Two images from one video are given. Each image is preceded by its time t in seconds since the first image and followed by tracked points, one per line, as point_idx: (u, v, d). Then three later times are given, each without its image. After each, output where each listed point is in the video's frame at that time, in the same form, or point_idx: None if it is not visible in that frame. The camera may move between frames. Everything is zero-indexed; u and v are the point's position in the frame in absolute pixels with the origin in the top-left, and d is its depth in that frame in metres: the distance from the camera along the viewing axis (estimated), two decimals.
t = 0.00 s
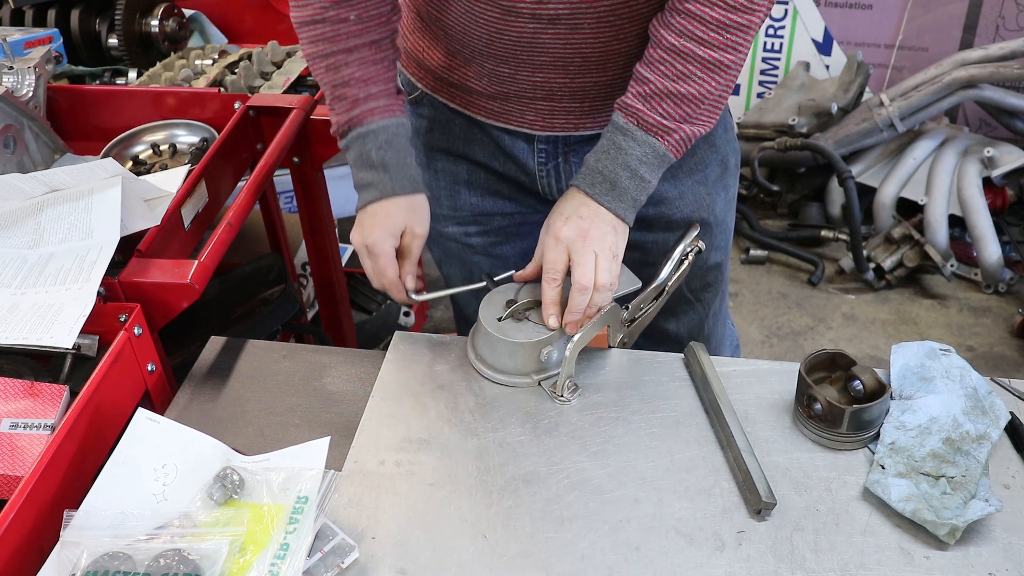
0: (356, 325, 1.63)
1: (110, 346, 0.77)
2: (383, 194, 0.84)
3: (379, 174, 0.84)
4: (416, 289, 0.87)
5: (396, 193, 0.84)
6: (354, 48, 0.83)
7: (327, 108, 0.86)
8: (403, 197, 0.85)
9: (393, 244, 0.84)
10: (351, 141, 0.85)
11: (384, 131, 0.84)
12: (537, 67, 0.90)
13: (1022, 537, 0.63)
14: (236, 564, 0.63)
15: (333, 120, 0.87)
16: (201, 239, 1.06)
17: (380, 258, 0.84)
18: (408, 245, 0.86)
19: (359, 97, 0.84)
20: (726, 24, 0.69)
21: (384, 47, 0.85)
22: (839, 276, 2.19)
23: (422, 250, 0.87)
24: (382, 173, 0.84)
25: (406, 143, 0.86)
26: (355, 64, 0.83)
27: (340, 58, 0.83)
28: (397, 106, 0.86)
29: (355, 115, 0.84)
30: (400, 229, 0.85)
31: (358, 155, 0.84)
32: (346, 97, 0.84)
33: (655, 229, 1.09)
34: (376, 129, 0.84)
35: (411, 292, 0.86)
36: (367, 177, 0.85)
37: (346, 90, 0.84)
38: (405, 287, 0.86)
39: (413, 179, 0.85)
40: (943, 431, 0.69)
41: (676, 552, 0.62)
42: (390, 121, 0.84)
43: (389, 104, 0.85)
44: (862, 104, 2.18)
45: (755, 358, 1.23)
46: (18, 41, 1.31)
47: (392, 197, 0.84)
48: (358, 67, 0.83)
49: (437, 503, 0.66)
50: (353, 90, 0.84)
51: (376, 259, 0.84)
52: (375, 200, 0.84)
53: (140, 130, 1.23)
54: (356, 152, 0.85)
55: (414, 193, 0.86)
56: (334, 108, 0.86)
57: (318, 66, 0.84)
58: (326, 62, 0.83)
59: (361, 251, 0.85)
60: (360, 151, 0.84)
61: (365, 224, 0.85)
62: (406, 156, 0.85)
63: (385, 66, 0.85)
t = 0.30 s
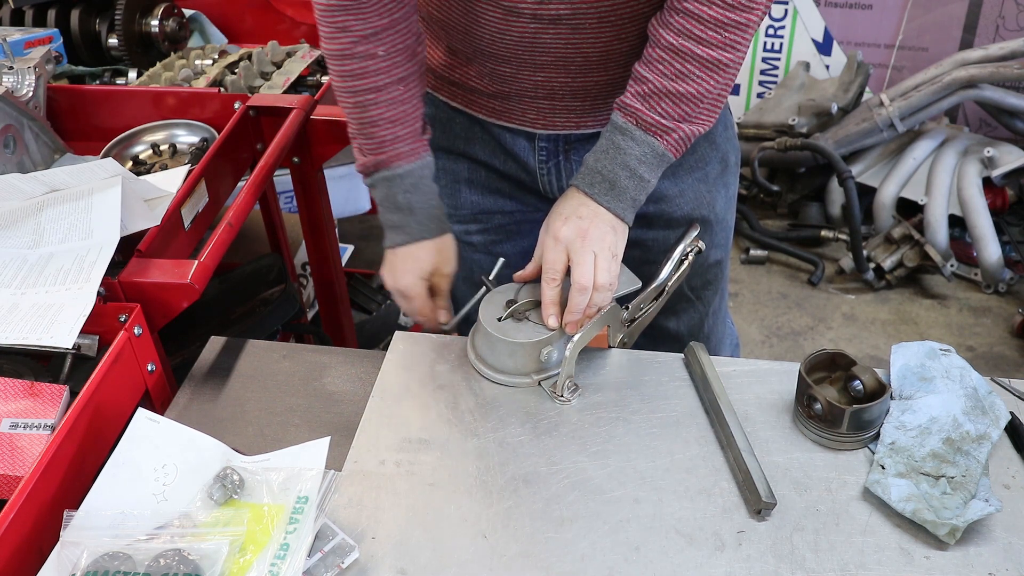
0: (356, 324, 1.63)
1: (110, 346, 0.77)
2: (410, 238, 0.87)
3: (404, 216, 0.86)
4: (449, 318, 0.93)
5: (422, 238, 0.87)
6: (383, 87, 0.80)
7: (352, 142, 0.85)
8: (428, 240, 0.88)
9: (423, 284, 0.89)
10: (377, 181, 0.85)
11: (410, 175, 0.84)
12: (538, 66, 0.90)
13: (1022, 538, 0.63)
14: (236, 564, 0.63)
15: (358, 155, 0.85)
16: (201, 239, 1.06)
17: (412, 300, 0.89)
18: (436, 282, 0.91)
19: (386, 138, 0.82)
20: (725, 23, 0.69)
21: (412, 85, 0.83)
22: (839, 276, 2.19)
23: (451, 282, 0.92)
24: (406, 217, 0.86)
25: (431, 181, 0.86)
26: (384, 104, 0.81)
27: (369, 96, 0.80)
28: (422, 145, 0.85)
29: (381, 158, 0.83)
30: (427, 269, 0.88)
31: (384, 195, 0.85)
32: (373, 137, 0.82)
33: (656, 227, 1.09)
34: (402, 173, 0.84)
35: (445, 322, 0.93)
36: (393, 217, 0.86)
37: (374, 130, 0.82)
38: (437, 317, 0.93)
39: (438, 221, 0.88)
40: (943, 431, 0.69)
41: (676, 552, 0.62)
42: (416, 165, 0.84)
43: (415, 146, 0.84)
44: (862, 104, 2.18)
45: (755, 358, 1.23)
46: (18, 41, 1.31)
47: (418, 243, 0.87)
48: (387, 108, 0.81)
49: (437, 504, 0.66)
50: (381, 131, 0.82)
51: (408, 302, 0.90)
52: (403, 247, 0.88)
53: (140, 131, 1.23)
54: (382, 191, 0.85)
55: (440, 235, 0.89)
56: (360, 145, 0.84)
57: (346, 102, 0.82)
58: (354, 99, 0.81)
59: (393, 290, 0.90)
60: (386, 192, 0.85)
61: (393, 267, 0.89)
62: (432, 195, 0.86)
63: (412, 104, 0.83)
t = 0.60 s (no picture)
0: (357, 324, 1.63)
1: (110, 346, 0.77)
2: (449, 241, 0.87)
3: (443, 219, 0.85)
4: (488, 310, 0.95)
5: (461, 238, 0.87)
6: (410, 91, 0.80)
7: (384, 147, 0.85)
8: (468, 240, 0.87)
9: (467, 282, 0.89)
10: (410, 186, 0.85)
11: (443, 178, 0.84)
12: (538, 66, 0.90)
13: (1022, 537, 0.63)
14: (236, 564, 0.63)
15: (390, 160, 0.86)
16: (201, 239, 1.06)
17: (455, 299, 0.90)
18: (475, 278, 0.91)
19: (417, 141, 0.82)
20: (724, 22, 0.69)
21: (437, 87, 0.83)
22: (839, 276, 2.19)
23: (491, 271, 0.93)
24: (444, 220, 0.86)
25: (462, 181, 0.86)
26: (412, 107, 0.81)
27: (397, 100, 0.80)
28: (453, 147, 0.85)
29: (414, 162, 0.83)
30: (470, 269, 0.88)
31: (417, 199, 0.85)
32: (403, 141, 0.83)
33: (656, 226, 1.09)
34: (435, 176, 0.84)
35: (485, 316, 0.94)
36: (429, 221, 0.86)
37: (404, 134, 0.82)
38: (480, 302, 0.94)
39: (474, 220, 0.87)
40: (943, 431, 0.69)
41: (676, 552, 0.62)
42: (448, 168, 0.84)
43: (446, 148, 0.84)
44: (862, 104, 2.18)
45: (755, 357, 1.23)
46: (18, 41, 1.31)
47: (457, 243, 0.87)
48: (415, 111, 0.81)
49: (437, 504, 0.66)
50: (411, 135, 0.82)
51: (453, 301, 0.90)
52: (444, 250, 0.87)
53: (140, 130, 1.23)
54: (416, 196, 0.85)
55: (477, 233, 0.88)
56: (391, 150, 0.85)
57: (374, 107, 0.82)
58: (383, 104, 0.81)
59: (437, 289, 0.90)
60: (420, 196, 0.85)
61: (434, 269, 0.89)
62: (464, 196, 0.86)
63: (439, 107, 0.83)
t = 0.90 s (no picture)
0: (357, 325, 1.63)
1: (110, 346, 0.77)
2: (475, 223, 0.88)
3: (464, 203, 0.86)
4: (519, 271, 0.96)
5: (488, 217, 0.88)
6: (418, 79, 0.80)
7: (397, 138, 0.85)
8: (495, 218, 0.89)
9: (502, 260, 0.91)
10: (429, 173, 0.85)
11: (460, 161, 0.84)
12: (538, 66, 0.90)
13: (1022, 537, 0.63)
14: (236, 564, 0.63)
15: (404, 150, 0.85)
16: (201, 239, 1.06)
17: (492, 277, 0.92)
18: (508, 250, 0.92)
19: (430, 128, 0.82)
20: (725, 23, 0.69)
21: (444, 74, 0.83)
22: (839, 276, 2.19)
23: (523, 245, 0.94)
24: (466, 204, 0.86)
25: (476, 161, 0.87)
26: (422, 95, 0.81)
27: (405, 90, 0.80)
28: (465, 129, 0.85)
29: (429, 148, 0.83)
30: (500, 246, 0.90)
31: (437, 186, 0.85)
32: (416, 130, 0.82)
33: (656, 227, 1.09)
34: (452, 161, 0.83)
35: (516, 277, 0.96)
36: (452, 206, 0.87)
37: (416, 122, 0.82)
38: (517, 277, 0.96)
39: (495, 199, 0.88)
40: (943, 431, 0.69)
41: (676, 552, 0.62)
42: (464, 150, 0.84)
43: (459, 131, 0.84)
44: (862, 104, 2.18)
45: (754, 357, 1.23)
46: (18, 41, 1.31)
47: (486, 223, 0.88)
48: (425, 98, 0.81)
49: (437, 504, 0.66)
50: (423, 122, 0.82)
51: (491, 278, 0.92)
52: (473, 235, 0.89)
53: (140, 130, 1.23)
54: (435, 183, 0.85)
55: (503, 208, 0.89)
56: (404, 140, 0.84)
57: (383, 98, 0.82)
58: (391, 95, 0.81)
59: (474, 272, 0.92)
60: (438, 184, 0.85)
61: (468, 253, 0.90)
62: (482, 176, 0.87)
63: (447, 93, 0.83)
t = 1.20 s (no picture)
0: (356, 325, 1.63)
1: (110, 346, 0.77)
2: (474, 162, 0.83)
3: (455, 146, 0.83)
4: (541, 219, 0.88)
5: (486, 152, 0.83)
6: (392, 34, 0.79)
7: (383, 97, 0.84)
8: (493, 155, 0.83)
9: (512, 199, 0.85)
10: (420, 125, 0.84)
11: (443, 105, 0.82)
12: (538, 65, 0.90)
13: (1022, 537, 0.63)
14: (236, 564, 0.63)
15: (392, 109, 0.85)
16: (201, 239, 1.06)
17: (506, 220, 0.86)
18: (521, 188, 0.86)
19: (411, 81, 0.81)
20: (724, 22, 0.69)
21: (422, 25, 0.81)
22: (839, 276, 2.19)
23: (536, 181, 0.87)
24: (458, 144, 0.83)
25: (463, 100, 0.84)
26: (398, 49, 0.80)
27: (381, 47, 0.80)
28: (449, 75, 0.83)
29: (412, 98, 0.82)
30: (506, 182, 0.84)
31: (430, 136, 0.84)
32: (398, 85, 0.82)
33: (656, 227, 1.09)
34: (437, 107, 0.82)
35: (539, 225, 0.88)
36: (446, 150, 0.84)
37: (396, 76, 0.81)
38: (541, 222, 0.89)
39: (489, 134, 0.83)
40: (943, 431, 0.69)
41: (676, 553, 0.62)
42: (445, 94, 0.81)
43: (440, 75, 0.82)
44: (862, 104, 2.18)
45: (754, 357, 1.22)
46: (18, 41, 1.31)
47: (483, 161, 0.83)
48: (402, 51, 0.80)
49: (437, 504, 0.66)
50: (403, 74, 0.81)
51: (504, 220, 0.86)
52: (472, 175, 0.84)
53: (140, 130, 1.23)
54: (429, 134, 0.84)
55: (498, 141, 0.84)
56: (390, 97, 0.84)
57: (362, 58, 0.82)
58: (369, 54, 0.81)
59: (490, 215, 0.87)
60: (429, 131, 0.83)
61: (476, 197, 0.86)
62: (475, 117, 0.83)
63: (428, 42, 0.82)
